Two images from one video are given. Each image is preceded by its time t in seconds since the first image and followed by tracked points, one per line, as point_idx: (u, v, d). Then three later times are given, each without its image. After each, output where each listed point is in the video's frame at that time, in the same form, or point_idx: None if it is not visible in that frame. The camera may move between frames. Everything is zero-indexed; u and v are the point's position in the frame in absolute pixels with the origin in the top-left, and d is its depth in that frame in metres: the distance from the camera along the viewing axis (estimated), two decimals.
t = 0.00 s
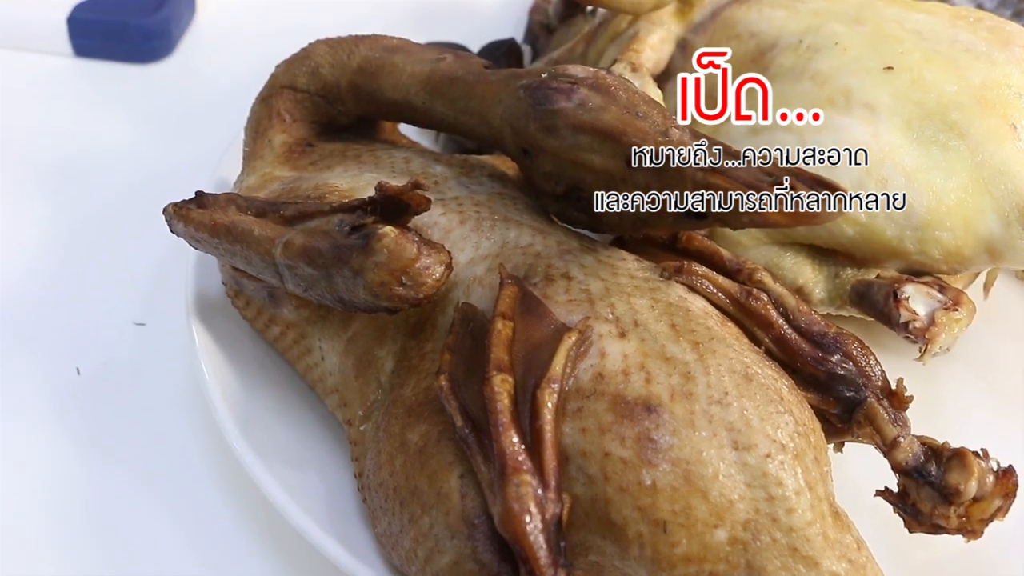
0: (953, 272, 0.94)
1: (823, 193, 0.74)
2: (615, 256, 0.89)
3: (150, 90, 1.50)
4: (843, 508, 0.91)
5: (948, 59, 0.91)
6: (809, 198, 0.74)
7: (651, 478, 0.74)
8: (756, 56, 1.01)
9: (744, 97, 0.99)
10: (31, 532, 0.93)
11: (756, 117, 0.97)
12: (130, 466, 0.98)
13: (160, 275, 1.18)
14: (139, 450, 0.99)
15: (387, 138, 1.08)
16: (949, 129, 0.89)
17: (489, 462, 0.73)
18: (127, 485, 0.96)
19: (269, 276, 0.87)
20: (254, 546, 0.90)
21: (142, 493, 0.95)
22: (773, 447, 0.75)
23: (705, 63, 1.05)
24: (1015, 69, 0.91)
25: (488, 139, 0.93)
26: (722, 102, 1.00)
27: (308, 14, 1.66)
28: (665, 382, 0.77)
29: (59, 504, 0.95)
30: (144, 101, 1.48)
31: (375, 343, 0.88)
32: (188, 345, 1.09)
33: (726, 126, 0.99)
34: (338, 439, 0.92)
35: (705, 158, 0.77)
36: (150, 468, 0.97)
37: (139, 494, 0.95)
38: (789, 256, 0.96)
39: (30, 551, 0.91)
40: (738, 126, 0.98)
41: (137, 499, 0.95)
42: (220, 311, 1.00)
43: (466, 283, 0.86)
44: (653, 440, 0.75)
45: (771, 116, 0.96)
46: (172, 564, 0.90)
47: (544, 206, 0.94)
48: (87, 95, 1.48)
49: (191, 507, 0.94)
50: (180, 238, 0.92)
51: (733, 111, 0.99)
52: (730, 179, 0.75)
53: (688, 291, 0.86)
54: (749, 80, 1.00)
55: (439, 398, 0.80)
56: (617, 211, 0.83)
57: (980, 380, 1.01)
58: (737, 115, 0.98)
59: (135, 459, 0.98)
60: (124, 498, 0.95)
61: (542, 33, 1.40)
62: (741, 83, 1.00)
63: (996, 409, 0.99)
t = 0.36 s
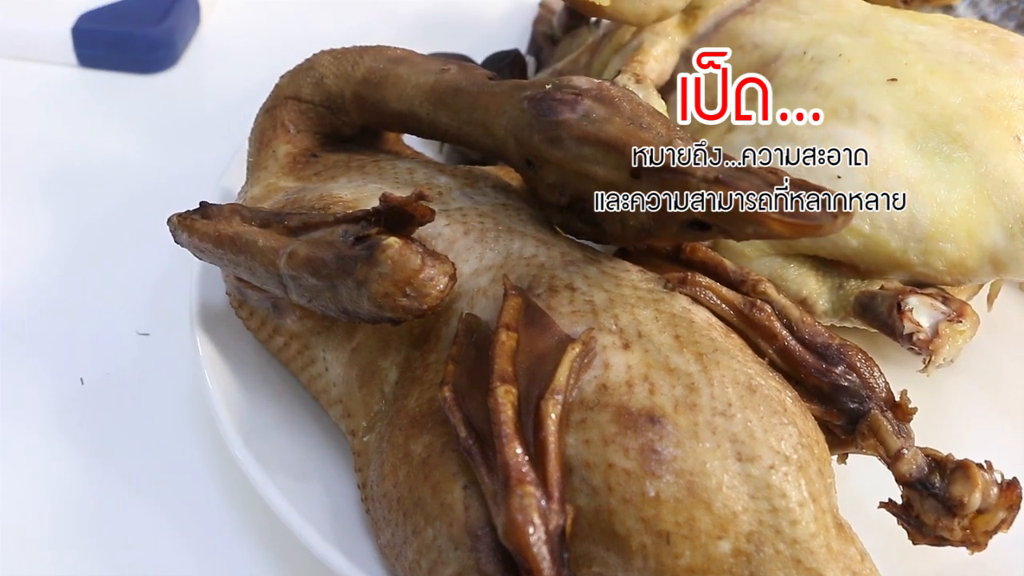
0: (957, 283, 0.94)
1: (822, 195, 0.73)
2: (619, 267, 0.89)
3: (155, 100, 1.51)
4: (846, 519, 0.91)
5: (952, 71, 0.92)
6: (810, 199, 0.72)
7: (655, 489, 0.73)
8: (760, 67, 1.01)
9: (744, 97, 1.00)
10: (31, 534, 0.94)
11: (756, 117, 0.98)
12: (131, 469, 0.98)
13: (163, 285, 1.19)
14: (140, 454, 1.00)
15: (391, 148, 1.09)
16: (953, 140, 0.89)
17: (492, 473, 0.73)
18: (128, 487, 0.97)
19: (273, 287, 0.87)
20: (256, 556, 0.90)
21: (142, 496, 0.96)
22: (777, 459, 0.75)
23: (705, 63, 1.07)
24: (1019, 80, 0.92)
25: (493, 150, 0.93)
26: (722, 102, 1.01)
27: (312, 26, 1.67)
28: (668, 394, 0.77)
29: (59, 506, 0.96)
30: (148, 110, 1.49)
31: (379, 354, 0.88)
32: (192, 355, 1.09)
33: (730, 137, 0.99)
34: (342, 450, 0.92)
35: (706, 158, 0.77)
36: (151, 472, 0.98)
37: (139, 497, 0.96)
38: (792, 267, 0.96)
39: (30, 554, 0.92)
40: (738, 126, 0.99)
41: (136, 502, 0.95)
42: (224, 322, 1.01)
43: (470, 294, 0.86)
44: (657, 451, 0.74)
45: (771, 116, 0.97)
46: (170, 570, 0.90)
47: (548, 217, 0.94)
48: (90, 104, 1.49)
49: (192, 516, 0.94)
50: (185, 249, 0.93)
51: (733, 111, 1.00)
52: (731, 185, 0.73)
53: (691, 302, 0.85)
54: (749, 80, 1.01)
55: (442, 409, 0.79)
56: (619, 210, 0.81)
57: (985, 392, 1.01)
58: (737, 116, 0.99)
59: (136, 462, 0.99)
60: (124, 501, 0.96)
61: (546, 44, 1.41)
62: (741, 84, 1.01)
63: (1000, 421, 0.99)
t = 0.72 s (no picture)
0: (959, 290, 0.94)
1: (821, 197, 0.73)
2: (621, 274, 0.89)
3: (157, 107, 1.51)
4: (848, 526, 0.91)
5: (953, 78, 0.92)
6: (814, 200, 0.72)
7: (657, 497, 0.73)
8: (762, 74, 1.02)
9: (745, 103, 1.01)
10: (32, 535, 0.94)
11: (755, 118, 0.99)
12: (131, 471, 0.99)
13: (164, 292, 1.19)
14: (141, 457, 1.00)
15: (392, 156, 1.09)
16: (954, 148, 0.90)
17: (494, 481, 0.73)
18: (128, 489, 0.97)
19: (275, 294, 0.87)
20: (256, 562, 0.90)
21: (142, 499, 0.96)
22: (778, 467, 0.75)
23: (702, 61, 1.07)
24: (1020, 89, 0.92)
25: (494, 158, 0.93)
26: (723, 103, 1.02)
27: (314, 34, 1.68)
28: (670, 402, 0.77)
29: (60, 509, 0.96)
30: (149, 117, 1.49)
31: (380, 361, 0.88)
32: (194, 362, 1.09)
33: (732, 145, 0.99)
34: (344, 457, 0.92)
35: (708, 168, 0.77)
36: (151, 474, 0.98)
37: (139, 499, 0.96)
38: (793, 275, 0.96)
39: (31, 560, 0.92)
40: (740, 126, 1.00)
41: (137, 504, 0.96)
42: (226, 330, 1.01)
43: (471, 302, 0.86)
44: (658, 459, 0.74)
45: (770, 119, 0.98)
46: None
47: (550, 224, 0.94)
48: (92, 111, 1.49)
49: (193, 522, 0.94)
50: (187, 256, 0.93)
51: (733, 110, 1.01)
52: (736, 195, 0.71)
53: (693, 310, 0.85)
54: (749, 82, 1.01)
55: (443, 417, 0.79)
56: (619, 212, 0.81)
57: (986, 400, 1.01)
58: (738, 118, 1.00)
59: (137, 464, 0.99)
60: (124, 504, 0.96)
61: (547, 51, 1.42)
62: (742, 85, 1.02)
63: (1001, 428, 0.99)
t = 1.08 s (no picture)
0: (961, 297, 0.94)
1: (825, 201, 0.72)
2: (622, 280, 0.89)
3: (159, 112, 1.51)
4: (849, 532, 0.92)
5: (954, 85, 0.92)
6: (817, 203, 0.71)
7: (658, 503, 0.73)
8: (763, 81, 1.02)
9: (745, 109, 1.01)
10: (33, 536, 0.94)
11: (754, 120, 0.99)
12: (133, 477, 0.99)
13: (165, 298, 1.19)
14: (142, 462, 1.00)
15: (394, 162, 1.09)
16: (956, 154, 0.90)
17: (495, 487, 0.73)
18: (129, 490, 0.98)
19: (277, 300, 0.87)
20: (257, 567, 0.90)
21: (143, 504, 0.96)
22: (780, 473, 0.74)
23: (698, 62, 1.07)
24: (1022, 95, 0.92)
25: (496, 164, 0.93)
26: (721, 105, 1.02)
27: (317, 40, 1.68)
28: (672, 409, 0.77)
29: (60, 514, 0.96)
30: (151, 122, 1.50)
31: (382, 367, 0.89)
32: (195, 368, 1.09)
33: (733, 152, 0.99)
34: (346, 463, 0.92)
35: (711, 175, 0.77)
36: (152, 480, 0.98)
37: (140, 501, 0.97)
38: (795, 281, 0.97)
39: (31, 565, 0.92)
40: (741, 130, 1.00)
41: (138, 510, 0.96)
42: (229, 336, 1.01)
43: (473, 308, 0.86)
44: (660, 465, 0.74)
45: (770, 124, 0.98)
46: None
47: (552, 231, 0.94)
48: (94, 116, 1.49)
49: (193, 527, 0.94)
50: (189, 261, 0.93)
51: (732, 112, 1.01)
52: (735, 203, 0.71)
53: (695, 316, 0.85)
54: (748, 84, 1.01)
55: (445, 423, 0.79)
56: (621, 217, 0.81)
57: (988, 406, 1.02)
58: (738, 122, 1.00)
59: (138, 467, 1.00)
60: (125, 510, 0.96)
61: (548, 57, 1.42)
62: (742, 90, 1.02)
63: (1003, 434, 0.99)
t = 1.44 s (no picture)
0: (963, 302, 0.94)
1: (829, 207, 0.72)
2: (624, 285, 0.89)
3: (161, 116, 1.52)
4: (852, 538, 0.92)
5: (957, 90, 0.92)
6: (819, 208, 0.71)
7: (661, 508, 0.73)
8: (765, 85, 1.02)
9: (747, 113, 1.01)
10: (33, 537, 0.95)
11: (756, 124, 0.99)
12: (134, 481, 0.99)
13: (168, 302, 1.19)
14: (144, 466, 1.00)
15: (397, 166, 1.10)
16: (959, 160, 0.90)
17: (498, 492, 0.73)
18: (129, 493, 0.98)
19: (280, 304, 0.87)
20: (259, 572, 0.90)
21: (145, 508, 0.96)
22: (783, 478, 0.74)
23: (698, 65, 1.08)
24: None
25: (499, 169, 0.93)
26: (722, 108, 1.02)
27: (320, 44, 1.68)
28: (674, 414, 0.77)
29: (62, 517, 0.96)
30: (153, 126, 1.50)
31: (384, 372, 0.89)
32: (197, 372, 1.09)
33: (736, 156, 0.99)
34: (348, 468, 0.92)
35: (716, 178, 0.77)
36: (154, 484, 0.99)
37: (141, 504, 0.97)
38: (798, 287, 0.97)
39: (32, 568, 0.92)
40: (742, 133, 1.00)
41: (139, 513, 0.96)
42: (231, 340, 1.01)
43: (476, 313, 0.86)
44: (663, 470, 0.74)
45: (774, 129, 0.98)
46: None
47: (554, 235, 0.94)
48: (96, 120, 1.50)
49: (195, 531, 0.94)
50: (191, 265, 0.93)
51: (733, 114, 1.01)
52: (739, 208, 0.71)
53: (697, 321, 0.85)
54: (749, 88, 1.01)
55: (447, 428, 0.79)
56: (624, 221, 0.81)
57: (990, 411, 1.02)
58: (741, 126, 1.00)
59: (139, 470, 1.00)
60: (126, 514, 0.96)
61: (551, 62, 1.42)
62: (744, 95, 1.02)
63: (1005, 440, 0.99)
